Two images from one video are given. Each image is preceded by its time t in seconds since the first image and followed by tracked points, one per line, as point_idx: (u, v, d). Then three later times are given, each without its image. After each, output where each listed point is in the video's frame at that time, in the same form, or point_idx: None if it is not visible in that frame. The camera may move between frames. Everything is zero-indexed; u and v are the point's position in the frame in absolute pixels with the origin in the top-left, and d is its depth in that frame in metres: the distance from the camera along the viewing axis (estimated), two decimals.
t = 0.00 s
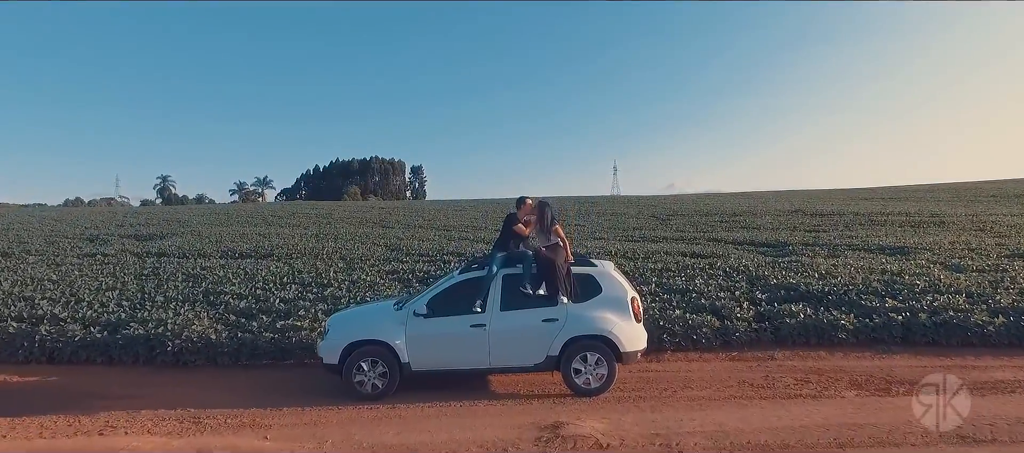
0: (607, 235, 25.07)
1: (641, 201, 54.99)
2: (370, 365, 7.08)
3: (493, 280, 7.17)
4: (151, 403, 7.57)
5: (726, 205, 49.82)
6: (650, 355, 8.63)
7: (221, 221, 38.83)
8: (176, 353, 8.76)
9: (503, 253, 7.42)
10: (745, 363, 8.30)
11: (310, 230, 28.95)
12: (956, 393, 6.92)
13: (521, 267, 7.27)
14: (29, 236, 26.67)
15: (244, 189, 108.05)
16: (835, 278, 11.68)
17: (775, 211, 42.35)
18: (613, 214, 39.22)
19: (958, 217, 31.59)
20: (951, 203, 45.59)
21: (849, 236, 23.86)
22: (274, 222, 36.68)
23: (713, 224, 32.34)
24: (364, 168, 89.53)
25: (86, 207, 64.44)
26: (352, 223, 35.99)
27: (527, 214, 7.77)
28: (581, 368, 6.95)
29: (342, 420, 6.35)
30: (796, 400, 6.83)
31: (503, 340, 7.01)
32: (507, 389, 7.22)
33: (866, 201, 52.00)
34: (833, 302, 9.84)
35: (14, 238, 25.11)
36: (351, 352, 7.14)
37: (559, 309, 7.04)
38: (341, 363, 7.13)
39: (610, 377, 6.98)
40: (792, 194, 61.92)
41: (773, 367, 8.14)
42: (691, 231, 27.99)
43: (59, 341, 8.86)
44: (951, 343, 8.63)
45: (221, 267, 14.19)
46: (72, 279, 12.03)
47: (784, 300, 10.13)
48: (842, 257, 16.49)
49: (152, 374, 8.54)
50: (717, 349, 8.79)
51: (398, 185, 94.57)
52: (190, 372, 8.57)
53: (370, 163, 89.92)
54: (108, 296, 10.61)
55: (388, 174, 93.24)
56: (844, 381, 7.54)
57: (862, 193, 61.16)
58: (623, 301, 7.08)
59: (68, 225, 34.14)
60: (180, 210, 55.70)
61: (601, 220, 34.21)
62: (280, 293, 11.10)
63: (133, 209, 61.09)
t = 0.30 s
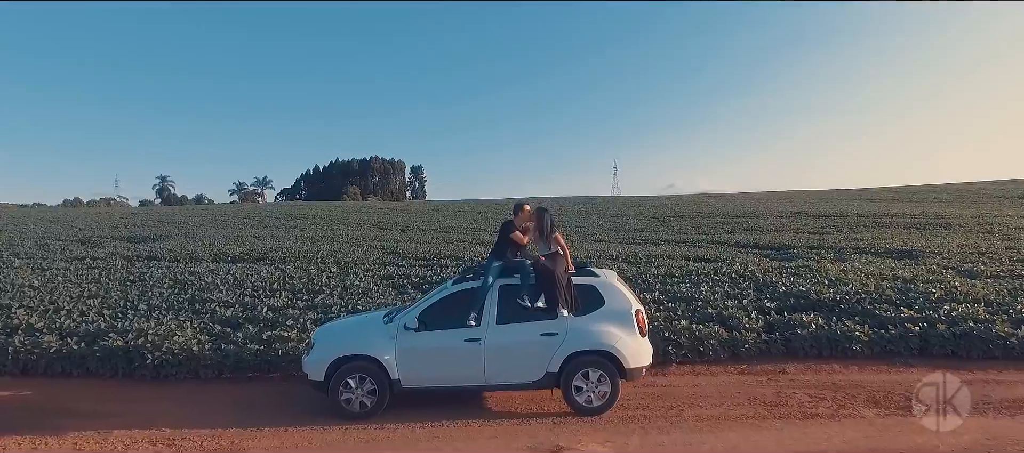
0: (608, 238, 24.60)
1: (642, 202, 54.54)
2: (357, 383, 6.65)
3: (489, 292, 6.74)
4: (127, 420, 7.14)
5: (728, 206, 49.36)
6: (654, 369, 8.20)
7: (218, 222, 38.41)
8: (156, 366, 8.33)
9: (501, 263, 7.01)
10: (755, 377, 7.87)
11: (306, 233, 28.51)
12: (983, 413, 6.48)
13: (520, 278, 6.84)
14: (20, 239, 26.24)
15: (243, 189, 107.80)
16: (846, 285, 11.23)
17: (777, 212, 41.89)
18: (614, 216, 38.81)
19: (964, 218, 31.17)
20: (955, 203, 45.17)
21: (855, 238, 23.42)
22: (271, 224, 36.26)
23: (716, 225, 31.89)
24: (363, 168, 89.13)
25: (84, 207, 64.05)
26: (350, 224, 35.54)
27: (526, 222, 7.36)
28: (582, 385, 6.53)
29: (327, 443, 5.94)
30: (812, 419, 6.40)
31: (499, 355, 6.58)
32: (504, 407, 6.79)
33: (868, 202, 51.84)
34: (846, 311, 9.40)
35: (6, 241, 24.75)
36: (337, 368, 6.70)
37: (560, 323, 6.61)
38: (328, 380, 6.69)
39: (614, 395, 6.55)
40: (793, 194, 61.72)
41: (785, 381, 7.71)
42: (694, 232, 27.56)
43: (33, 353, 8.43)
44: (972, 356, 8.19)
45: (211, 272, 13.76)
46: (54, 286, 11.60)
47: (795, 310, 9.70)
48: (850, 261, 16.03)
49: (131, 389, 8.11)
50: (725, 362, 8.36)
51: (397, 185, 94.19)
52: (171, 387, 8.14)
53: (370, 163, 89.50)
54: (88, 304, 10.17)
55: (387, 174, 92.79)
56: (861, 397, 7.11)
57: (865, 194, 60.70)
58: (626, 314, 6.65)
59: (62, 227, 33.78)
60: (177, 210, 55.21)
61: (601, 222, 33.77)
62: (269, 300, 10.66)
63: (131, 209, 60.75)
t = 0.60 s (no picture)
0: (608, 240, 24.12)
1: (643, 202, 54.02)
2: (342, 402, 6.21)
3: (484, 305, 6.31)
4: (97, 441, 6.69)
5: (730, 206, 48.92)
6: (660, 384, 7.74)
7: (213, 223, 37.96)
8: (132, 381, 7.88)
9: (496, 273, 6.57)
10: (766, 393, 7.42)
11: (302, 234, 28.04)
12: (1014, 436, 6.02)
13: (516, 289, 6.40)
14: (11, 240, 25.83)
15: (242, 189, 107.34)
16: (857, 292, 10.79)
17: (779, 213, 41.41)
18: (615, 216, 38.37)
19: (969, 220, 30.72)
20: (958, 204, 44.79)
21: (860, 241, 22.99)
22: (267, 225, 35.87)
23: (718, 227, 31.43)
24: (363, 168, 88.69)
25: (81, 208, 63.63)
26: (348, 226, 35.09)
27: (524, 229, 6.93)
28: (584, 405, 6.09)
29: None
30: (831, 443, 5.96)
31: (494, 372, 6.13)
32: (500, 429, 6.34)
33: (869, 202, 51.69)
34: (860, 322, 8.95)
35: None
36: (321, 386, 6.25)
37: (560, 339, 6.15)
38: (311, 399, 6.24)
39: (618, 416, 6.10)
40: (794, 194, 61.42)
41: (799, 398, 7.25)
42: (696, 234, 27.13)
43: (2, 367, 7.98)
44: (995, 370, 7.74)
45: (198, 278, 13.31)
46: (33, 293, 11.15)
47: (806, 320, 9.25)
48: (858, 265, 15.58)
49: (104, 405, 7.65)
50: (734, 376, 7.91)
51: (396, 185, 93.72)
52: (147, 403, 7.69)
53: (369, 164, 89.05)
54: (66, 313, 9.73)
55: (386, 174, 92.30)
56: (881, 416, 6.66)
57: (868, 194, 60.18)
58: (631, 329, 6.20)
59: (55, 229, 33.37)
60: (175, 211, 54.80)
61: (601, 223, 33.33)
62: (255, 309, 10.20)
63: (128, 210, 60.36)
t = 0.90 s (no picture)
0: (609, 242, 23.65)
1: (644, 203, 53.58)
2: (326, 426, 5.74)
3: (479, 321, 5.85)
4: None
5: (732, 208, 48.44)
6: (667, 402, 7.27)
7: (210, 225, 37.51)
8: (106, 398, 7.39)
9: (493, 286, 6.11)
10: (781, 411, 6.95)
11: (299, 236, 27.57)
12: None
13: (514, 304, 5.94)
14: (4, 242, 25.39)
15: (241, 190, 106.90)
16: (871, 300, 10.31)
17: (782, 214, 40.94)
18: (616, 218, 37.89)
19: (977, 221, 30.24)
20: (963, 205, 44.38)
21: (868, 244, 22.52)
22: (265, 226, 35.41)
23: (721, 229, 30.95)
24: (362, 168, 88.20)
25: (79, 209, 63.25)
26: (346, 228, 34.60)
27: (523, 238, 6.48)
28: (587, 430, 5.64)
29: None
30: None
31: (490, 393, 5.66)
32: None
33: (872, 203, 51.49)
34: (877, 334, 8.48)
35: None
36: (303, 408, 5.78)
37: (560, 358, 5.68)
38: (292, 423, 5.77)
39: (622, 441, 5.65)
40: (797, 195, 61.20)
41: (816, 418, 6.79)
42: (700, 236, 26.65)
43: None
44: None
45: (186, 284, 12.85)
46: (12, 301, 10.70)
47: (820, 332, 8.78)
48: (867, 270, 15.10)
49: (76, 424, 7.17)
50: (746, 393, 7.44)
51: (396, 185, 93.28)
52: (122, 422, 7.20)
53: (369, 164, 88.58)
54: (42, 323, 9.27)
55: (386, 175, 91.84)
56: (906, 439, 6.19)
57: (871, 195, 59.72)
58: (637, 347, 5.72)
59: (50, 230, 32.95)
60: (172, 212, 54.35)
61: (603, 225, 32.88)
62: (242, 319, 9.73)
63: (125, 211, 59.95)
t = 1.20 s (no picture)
0: (611, 245, 23.15)
1: (646, 204, 53.13)
2: None
3: (475, 340, 5.37)
4: None
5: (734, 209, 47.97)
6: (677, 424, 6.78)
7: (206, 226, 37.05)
8: (77, 418, 6.90)
9: (490, 302, 5.63)
10: (799, 434, 6.48)
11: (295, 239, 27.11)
12: None
13: (513, 322, 5.47)
14: None
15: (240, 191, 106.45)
16: (888, 310, 9.83)
17: (785, 216, 40.44)
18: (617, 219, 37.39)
19: (985, 223, 29.71)
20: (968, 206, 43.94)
21: (876, 247, 22.03)
22: (263, 228, 34.99)
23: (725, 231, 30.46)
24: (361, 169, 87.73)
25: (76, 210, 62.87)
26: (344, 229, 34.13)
27: (524, 250, 6.01)
28: None
29: None
30: None
31: (486, 420, 5.17)
32: None
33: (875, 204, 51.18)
34: (898, 348, 7.99)
35: None
36: (282, 436, 5.29)
37: (562, 382, 5.21)
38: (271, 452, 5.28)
39: None
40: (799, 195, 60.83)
41: (838, 441, 6.30)
42: (703, 239, 26.15)
43: None
44: None
45: (173, 291, 12.38)
46: None
47: (837, 345, 8.29)
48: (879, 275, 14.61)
49: (42, 447, 6.68)
50: (761, 413, 6.96)
51: (396, 186, 92.78)
52: (92, 445, 6.71)
53: (368, 164, 88.03)
54: (16, 335, 8.79)
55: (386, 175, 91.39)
56: None
57: (874, 195, 59.29)
58: (646, 369, 5.24)
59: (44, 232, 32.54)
60: (169, 213, 53.88)
61: (605, 226, 32.42)
62: (226, 330, 9.24)
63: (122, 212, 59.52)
